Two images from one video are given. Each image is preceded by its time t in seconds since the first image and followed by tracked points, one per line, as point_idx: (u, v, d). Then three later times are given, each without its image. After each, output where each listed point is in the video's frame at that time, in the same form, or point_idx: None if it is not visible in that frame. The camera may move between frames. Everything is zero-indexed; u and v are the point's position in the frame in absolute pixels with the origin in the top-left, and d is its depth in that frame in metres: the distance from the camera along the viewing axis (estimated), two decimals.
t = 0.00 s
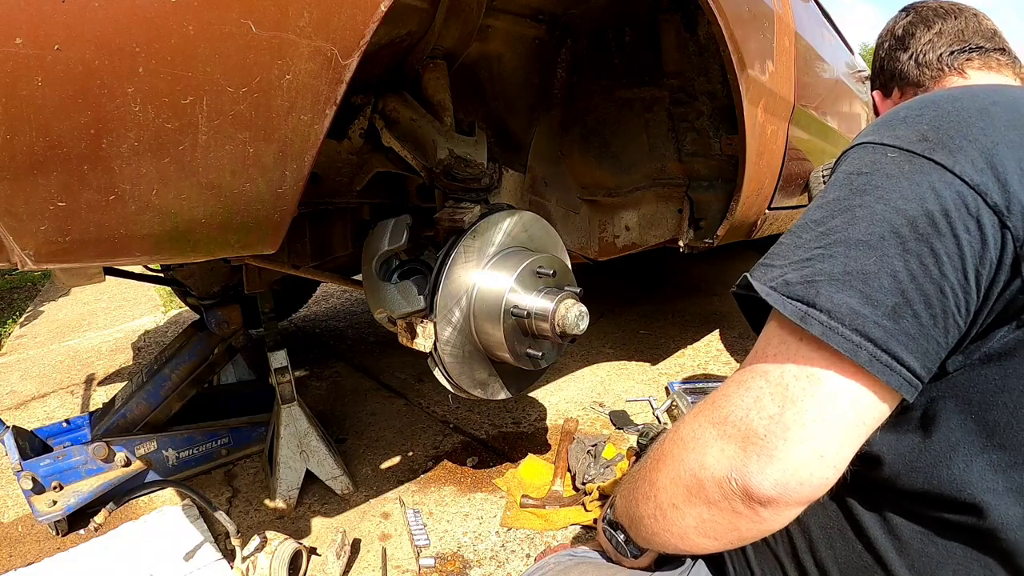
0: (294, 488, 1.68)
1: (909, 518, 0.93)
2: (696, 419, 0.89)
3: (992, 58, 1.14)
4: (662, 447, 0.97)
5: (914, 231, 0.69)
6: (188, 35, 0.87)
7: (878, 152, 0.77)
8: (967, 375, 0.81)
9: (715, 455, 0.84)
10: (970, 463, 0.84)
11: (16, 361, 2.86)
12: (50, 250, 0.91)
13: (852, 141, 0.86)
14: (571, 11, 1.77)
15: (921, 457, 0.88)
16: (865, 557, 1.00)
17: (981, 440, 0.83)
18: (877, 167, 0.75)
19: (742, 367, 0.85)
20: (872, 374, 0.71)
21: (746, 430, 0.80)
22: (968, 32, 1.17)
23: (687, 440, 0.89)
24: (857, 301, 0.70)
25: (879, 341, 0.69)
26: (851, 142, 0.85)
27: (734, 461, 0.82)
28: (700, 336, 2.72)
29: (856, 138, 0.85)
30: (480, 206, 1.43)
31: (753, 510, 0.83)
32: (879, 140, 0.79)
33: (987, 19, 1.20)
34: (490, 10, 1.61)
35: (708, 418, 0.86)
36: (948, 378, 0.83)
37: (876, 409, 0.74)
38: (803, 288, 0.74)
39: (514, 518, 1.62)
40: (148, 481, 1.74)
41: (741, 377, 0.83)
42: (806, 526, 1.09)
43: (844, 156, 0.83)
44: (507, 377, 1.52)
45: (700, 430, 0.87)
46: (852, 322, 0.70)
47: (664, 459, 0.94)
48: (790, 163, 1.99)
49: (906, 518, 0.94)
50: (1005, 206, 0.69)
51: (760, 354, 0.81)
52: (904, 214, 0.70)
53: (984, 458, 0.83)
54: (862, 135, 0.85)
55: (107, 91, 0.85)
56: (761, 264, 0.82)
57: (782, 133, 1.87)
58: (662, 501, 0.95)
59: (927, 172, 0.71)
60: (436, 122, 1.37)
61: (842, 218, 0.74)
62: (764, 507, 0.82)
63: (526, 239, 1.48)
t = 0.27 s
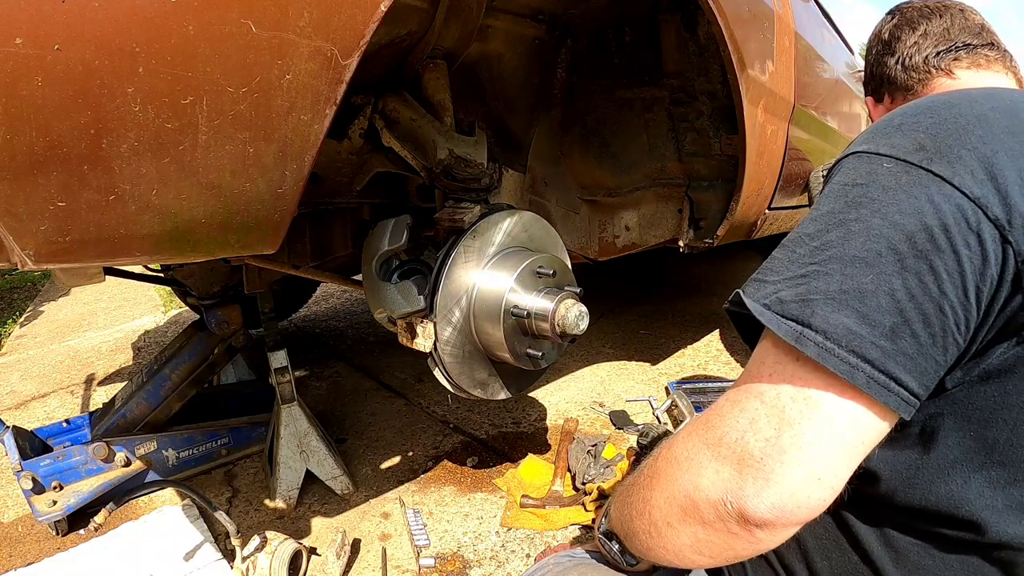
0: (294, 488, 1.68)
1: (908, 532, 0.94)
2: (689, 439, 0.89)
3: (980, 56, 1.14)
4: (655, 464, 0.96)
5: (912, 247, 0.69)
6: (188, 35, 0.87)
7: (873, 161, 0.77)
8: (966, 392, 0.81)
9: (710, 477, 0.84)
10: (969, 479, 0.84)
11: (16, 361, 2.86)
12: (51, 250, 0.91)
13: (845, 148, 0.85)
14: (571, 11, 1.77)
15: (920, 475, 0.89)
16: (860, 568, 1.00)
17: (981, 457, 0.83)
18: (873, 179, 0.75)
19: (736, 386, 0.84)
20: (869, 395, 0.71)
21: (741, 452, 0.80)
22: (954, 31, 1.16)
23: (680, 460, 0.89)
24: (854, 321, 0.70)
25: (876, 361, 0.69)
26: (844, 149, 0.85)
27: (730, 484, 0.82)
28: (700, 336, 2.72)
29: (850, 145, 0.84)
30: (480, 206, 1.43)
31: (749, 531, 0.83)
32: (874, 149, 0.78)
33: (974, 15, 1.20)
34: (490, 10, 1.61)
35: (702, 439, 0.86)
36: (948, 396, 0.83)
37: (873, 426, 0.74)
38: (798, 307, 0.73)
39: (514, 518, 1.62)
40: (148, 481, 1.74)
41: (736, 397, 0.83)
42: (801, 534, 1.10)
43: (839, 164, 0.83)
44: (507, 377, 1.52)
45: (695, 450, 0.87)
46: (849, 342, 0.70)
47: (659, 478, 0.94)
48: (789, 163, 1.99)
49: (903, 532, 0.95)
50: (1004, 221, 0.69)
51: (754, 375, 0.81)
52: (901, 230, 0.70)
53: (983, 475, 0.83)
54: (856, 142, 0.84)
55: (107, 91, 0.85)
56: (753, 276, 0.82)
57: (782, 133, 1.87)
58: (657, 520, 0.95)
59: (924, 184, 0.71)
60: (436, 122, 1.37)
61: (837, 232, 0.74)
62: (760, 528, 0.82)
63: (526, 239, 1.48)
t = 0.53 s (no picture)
0: (294, 488, 1.68)
1: (919, 540, 0.94)
2: (693, 446, 0.88)
3: (980, 57, 1.14)
4: (658, 469, 0.96)
5: (925, 254, 0.69)
6: (188, 35, 0.87)
7: (882, 167, 0.77)
8: (979, 397, 0.81)
9: (715, 484, 0.84)
10: (984, 484, 0.85)
11: (15, 361, 2.86)
12: (51, 250, 0.91)
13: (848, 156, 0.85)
14: (571, 11, 1.77)
15: (935, 480, 0.89)
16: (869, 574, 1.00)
17: (998, 462, 0.83)
18: (882, 184, 0.75)
19: (740, 393, 0.84)
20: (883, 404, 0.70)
21: (747, 460, 0.80)
22: (953, 33, 1.16)
23: (684, 466, 0.89)
24: (868, 328, 0.69)
25: (892, 369, 0.69)
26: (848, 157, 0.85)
27: (735, 491, 0.82)
28: (700, 336, 2.72)
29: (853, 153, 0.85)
30: (480, 206, 1.43)
31: (754, 538, 0.83)
32: (881, 154, 0.78)
33: (972, 16, 1.20)
34: (490, 10, 1.61)
35: (706, 446, 0.86)
36: (961, 402, 0.83)
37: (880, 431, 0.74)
38: (810, 315, 0.72)
39: (514, 518, 1.62)
40: (148, 481, 1.74)
41: (740, 404, 0.83)
42: (805, 540, 1.10)
43: (845, 170, 0.83)
44: (507, 377, 1.52)
45: (698, 456, 0.87)
46: (864, 350, 0.69)
47: (662, 484, 0.94)
48: (790, 163, 1.99)
49: (912, 538, 0.95)
50: (1016, 227, 0.69)
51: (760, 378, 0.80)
52: (914, 236, 0.70)
53: (999, 481, 0.84)
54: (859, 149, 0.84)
55: (107, 91, 0.85)
56: (761, 284, 0.81)
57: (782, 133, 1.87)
58: (661, 526, 0.95)
59: (935, 190, 0.71)
60: (436, 122, 1.37)
61: (849, 238, 0.73)
62: (765, 535, 0.82)
63: (526, 239, 1.48)
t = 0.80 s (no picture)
0: (294, 488, 1.68)
1: (921, 526, 0.94)
2: (699, 439, 0.88)
3: (964, 65, 1.14)
4: (663, 465, 0.96)
5: (923, 240, 0.69)
6: (188, 35, 0.87)
7: (876, 160, 0.77)
8: (978, 379, 0.82)
9: (722, 476, 0.84)
10: (985, 465, 0.85)
11: (15, 361, 2.86)
12: (50, 250, 0.91)
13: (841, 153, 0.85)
14: (571, 11, 1.77)
15: (937, 464, 0.89)
16: (871, 563, 1.00)
17: (998, 443, 0.84)
18: (877, 176, 0.75)
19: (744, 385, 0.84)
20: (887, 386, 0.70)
21: (754, 451, 0.80)
22: (936, 43, 1.16)
23: (691, 461, 0.89)
24: (871, 314, 0.69)
25: (895, 353, 0.69)
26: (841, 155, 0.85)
27: (743, 482, 0.82)
28: (700, 336, 2.72)
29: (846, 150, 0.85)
30: (480, 206, 1.43)
31: (762, 530, 0.83)
32: (875, 148, 0.79)
33: (954, 24, 1.20)
34: (490, 10, 1.61)
35: (712, 439, 0.85)
36: (960, 384, 0.84)
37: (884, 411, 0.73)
38: (812, 304, 0.72)
39: (513, 518, 1.62)
40: (148, 481, 1.74)
41: (745, 396, 0.83)
42: (807, 533, 1.09)
43: (840, 166, 0.83)
44: (507, 377, 1.52)
45: (704, 449, 0.87)
46: (866, 335, 0.69)
47: (668, 479, 0.94)
48: (789, 163, 1.99)
49: (913, 524, 0.95)
50: (1011, 213, 0.69)
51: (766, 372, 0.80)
52: (912, 224, 0.70)
53: (1000, 461, 0.84)
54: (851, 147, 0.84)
55: (107, 91, 0.85)
56: (761, 279, 0.81)
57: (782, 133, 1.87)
58: (667, 521, 0.94)
59: (929, 179, 0.72)
60: (436, 122, 1.37)
61: (846, 229, 0.73)
62: (773, 526, 0.82)
63: (526, 238, 1.48)
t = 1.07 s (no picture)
0: (294, 488, 1.68)
1: (900, 523, 0.94)
2: (680, 425, 0.89)
3: (969, 66, 1.15)
4: (647, 451, 0.97)
5: (885, 238, 0.70)
6: (188, 35, 0.87)
7: (850, 160, 0.77)
8: (947, 376, 0.81)
9: (698, 461, 0.84)
10: (955, 464, 0.83)
11: (15, 361, 2.86)
12: (51, 250, 0.91)
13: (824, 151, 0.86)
14: (571, 11, 1.78)
15: (908, 462, 0.89)
16: (855, 562, 1.01)
17: (967, 439, 0.82)
18: (849, 175, 0.75)
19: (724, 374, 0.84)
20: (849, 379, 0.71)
21: (727, 437, 0.80)
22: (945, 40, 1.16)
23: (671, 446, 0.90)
24: (833, 309, 0.70)
25: (855, 347, 0.70)
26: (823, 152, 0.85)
27: (716, 468, 0.82)
28: (700, 336, 2.72)
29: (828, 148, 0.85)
30: (480, 206, 1.43)
31: (736, 516, 0.83)
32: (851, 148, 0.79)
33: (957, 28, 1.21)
34: (490, 10, 1.61)
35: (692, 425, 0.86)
36: (930, 381, 0.83)
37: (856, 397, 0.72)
38: (780, 299, 0.74)
39: (513, 518, 1.62)
40: (148, 480, 1.74)
41: (724, 384, 0.83)
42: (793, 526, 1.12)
43: (820, 165, 0.83)
44: (507, 377, 1.52)
45: (684, 435, 0.87)
46: (828, 330, 0.70)
47: (650, 465, 0.94)
48: (790, 163, 1.99)
49: (893, 521, 0.95)
50: (976, 212, 0.69)
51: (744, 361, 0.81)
52: (875, 222, 0.70)
53: (970, 460, 0.82)
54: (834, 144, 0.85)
55: (107, 91, 0.85)
56: (737, 276, 0.82)
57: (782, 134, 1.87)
58: (648, 506, 0.95)
59: (896, 177, 0.72)
60: (437, 122, 1.37)
61: (814, 227, 0.74)
62: (746, 513, 0.82)
63: (526, 239, 1.48)
